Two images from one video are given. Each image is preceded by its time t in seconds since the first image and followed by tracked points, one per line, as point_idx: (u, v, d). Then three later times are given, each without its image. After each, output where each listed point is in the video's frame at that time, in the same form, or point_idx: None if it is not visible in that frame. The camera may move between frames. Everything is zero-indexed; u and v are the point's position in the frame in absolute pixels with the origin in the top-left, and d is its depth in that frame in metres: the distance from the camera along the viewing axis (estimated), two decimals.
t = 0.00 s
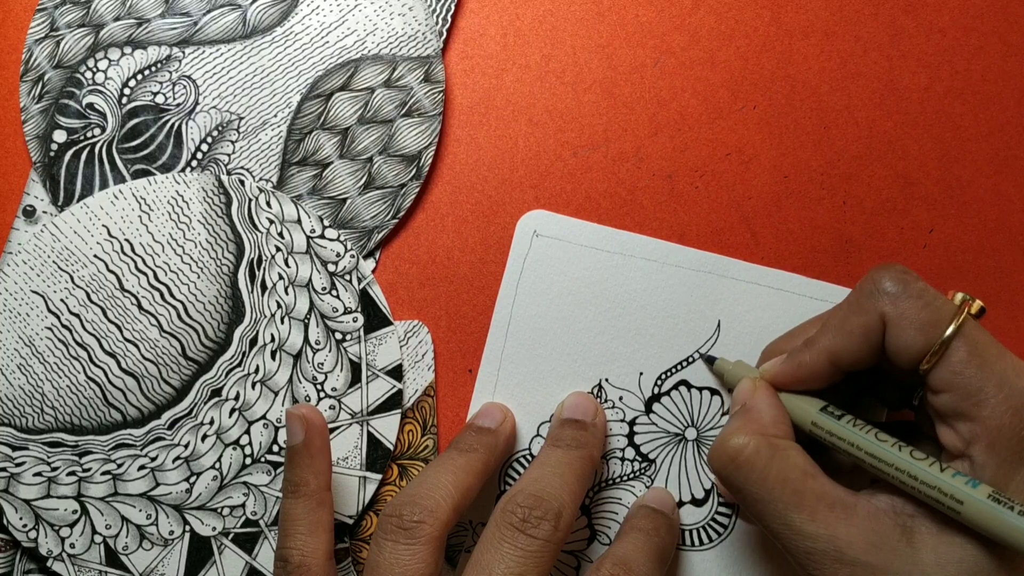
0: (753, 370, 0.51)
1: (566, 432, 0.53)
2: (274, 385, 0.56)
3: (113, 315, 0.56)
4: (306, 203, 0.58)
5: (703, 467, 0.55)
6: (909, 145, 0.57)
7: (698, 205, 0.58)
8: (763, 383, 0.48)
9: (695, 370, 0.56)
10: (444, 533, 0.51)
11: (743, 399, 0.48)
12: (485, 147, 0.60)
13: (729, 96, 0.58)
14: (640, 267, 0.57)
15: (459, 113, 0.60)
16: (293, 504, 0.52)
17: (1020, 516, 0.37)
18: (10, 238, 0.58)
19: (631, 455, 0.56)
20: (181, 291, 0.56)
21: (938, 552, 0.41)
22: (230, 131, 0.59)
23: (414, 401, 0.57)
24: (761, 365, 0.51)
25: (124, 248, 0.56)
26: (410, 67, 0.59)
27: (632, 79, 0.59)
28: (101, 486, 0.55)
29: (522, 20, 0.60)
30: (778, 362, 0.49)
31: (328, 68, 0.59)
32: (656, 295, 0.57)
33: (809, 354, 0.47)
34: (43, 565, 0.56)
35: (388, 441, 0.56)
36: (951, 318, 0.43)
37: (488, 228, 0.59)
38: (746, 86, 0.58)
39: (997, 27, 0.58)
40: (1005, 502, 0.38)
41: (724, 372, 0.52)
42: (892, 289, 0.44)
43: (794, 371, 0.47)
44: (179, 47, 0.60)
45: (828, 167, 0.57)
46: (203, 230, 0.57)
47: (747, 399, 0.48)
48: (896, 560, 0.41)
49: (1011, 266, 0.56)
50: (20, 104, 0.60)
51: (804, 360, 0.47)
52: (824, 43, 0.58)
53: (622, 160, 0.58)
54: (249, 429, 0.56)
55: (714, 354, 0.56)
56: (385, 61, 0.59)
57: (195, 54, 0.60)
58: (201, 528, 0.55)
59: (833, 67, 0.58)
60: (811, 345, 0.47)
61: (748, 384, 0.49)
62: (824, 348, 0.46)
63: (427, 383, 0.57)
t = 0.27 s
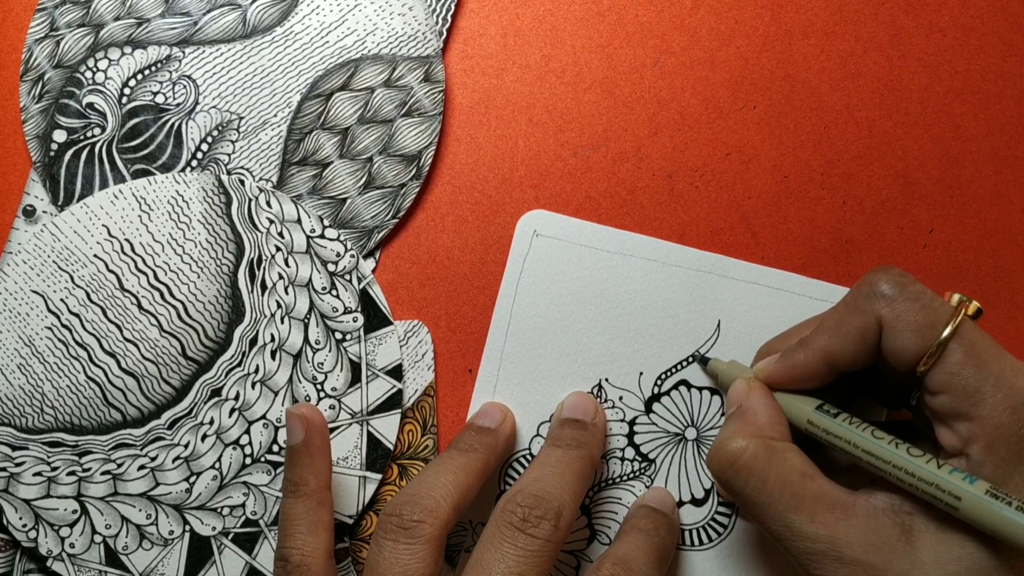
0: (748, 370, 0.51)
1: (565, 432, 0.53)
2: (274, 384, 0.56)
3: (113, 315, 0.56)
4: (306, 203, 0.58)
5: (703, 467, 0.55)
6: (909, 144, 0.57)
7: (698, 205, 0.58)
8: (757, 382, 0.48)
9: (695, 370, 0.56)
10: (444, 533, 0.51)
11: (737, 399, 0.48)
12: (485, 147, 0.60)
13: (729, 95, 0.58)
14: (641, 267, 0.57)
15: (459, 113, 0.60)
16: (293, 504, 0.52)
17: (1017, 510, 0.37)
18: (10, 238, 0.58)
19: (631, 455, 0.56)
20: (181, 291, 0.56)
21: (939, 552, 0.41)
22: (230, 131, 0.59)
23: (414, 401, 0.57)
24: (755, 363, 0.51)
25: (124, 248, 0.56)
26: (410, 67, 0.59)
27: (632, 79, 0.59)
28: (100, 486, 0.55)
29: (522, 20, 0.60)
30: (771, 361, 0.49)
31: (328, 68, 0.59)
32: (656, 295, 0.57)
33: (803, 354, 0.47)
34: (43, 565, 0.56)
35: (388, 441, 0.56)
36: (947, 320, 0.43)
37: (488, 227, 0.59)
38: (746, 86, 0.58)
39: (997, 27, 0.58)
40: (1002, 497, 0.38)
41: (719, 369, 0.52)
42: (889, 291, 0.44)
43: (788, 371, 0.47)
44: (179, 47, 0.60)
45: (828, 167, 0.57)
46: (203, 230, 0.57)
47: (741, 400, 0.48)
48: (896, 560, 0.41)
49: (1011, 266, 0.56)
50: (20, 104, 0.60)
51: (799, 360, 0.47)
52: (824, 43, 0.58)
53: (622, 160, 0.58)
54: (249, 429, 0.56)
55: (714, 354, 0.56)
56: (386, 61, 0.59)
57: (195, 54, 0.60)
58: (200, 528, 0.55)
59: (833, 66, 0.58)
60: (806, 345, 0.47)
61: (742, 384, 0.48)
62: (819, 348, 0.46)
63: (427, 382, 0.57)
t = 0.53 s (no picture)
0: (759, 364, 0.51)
1: (565, 431, 0.53)
2: (274, 384, 0.56)
3: (113, 315, 0.56)
4: (305, 203, 0.58)
5: (703, 467, 0.55)
6: (909, 144, 0.57)
7: (698, 204, 0.58)
8: (769, 377, 0.48)
9: (695, 370, 0.56)
10: (444, 532, 0.51)
11: (749, 392, 0.48)
12: (485, 147, 0.60)
13: (729, 95, 0.58)
14: (640, 267, 0.57)
15: (459, 112, 0.60)
16: (293, 503, 0.52)
17: None
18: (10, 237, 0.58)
19: (631, 455, 0.56)
20: (180, 291, 0.56)
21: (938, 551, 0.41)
22: (230, 130, 0.59)
23: (414, 400, 0.57)
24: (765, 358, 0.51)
25: (124, 247, 0.56)
26: (409, 67, 0.59)
27: (632, 78, 0.59)
28: (100, 485, 0.55)
29: (522, 20, 0.60)
30: (783, 356, 0.48)
31: (328, 67, 0.59)
32: (656, 294, 0.57)
33: (816, 350, 0.47)
34: (43, 564, 0.56)
35: (388, 440, 0.56)
36: (965, 321, 0.43)
37: (488, 227, 0.59)
38: (746, 86, 0.58)
39: (996, 27, 0.58)
40: (1014, 498, 0.38)
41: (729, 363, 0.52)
42: (907, 290, 0.44)
43: (801, 366, 0.47)
44: (179, 47, 0.60)
45: (828, 166, 0.57)
46: (203, 229, 0.57)
47: (752, 394, 0.48)
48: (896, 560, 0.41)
49: (1011, 265, 0.56)
50: (19, 103, 0.60)
51: (811, 356, 0.47)
52: (823, 43, 0.58)
53: (622, 160, 0.58)
54: (249, 428, 0.56)
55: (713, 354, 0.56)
56: (385, 61, 0.59)
57: (195, 53, 0.60)
58: (200, 527, 0.55)
59: (833, 66, 0.58)
60: (819, 341, 0.47)
61: (754, 377, 0.49)
62: (834, 344, 0.46)
63: (427, 382, 0.57)
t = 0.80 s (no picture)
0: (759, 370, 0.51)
1: (565, 432, 0.53)
2: (274, 385, 0.56)
3: (113, 315, 0.56)
4: (305, 203, 0.58)
5: (702, 467, 0.55)
6: (908, 145, 0.57)
7: (697, 205, 0.58)
8: (767, 381, 0.48)
9: (694, 371, 0.56)
10: (444, 533, 0.51)
11: (746, 395, 0.48)
12: (485, 147, 0.60)
13: (729, 96, 0.58)
14: (640, 268, 0.57)
15: (459, 113, 0.60)
16: (293, 504, 0.52)
17: None
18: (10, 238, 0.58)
19: (631, 455, 0.56)
20: (180, 291, 0.56)
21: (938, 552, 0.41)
22: (230, 131, 0.59)
23: (414, 401, 0.57)
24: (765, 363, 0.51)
25: (123, 248, 0.56)
26: (409, 67, 0.59)
27: (632, 79, 0.59)
28: (100, 486, 0.55)
29: (521, 21, 0.60)
30: (782, 361, 0.48)
31: (328, 68, 0.59)
32: (655, 295, 0.57)
33: (813, 354, 0.47)
34: (43, 565, 0.56)
35: (388, 441, 0.56)
36: (957, 317, 0.43)
37: (488, 228, 0.59)
38: (746, 86, 0.58)
39: (996, 28, 0.58)
40: (1010, 501, 0.38)
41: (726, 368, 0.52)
42: (898, 289, 0.45)
43: (798, 370, 0.47)
44: (179, 47, 0.60)
45: (828, 167, 0.57)
46: (203, 230, 0.57)
47: (750, 397, 0.48)
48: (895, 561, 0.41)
49: (1011, 266, 0.56)
50: (19, 104, 0.60)
51: (809, 360, 0.47)
52: (823, 44, 0.58)
53: (622, 160, 0.58)
54: (249, 429, 0.56)
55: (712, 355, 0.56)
56: (385, 61, 0.59)
57: (195, 54, 0.60)
58: (200, 528, 0.55)
59: (833, 67, 0.58)
60: (816, 345, 0.47)
61: (752, 381, 0.49)
62: (829, 347, 0.46)
63: (427, 383, 0.58)
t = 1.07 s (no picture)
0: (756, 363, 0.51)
1: (565, 432, 0.53)
2: (274, 385, 0.56)
3: (112, 315, 0.56)
4: (305, 203, 0.58)
5: (702, 467, 0.55)
6: (908, 145, 0.57)
7: (697, 205, 0.58)
8: (766, 376, 0.48)
9: (694, 370, 0.56)
10: (444, 533, 0.51)
11: (747, 391, 0.48)
12: (485, 147, 0.60)
13: (729, 96, 0.58)
14: (640, 267, 0.57)
15: (459, 113, 0.60)
16: (294, 505, 0.52)
17: None
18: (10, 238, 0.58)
19: (631, 455, 0.56)
20: (180, 291, 0.56)
21: (939, 553, 0.41)
22: (230, 131, 0.59)
23: (414, 401, 0.57)
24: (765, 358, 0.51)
25: (123, 248, 0.56)
26: (409, 67, 0.59)
27: (632, 79, 0.59)
28: (100, 486, 0.55)
29: (521, 21, 0.60)
30: (780, 355, 0.49)
31: (328, 68, 0.59)
32: (656, 295, 0.57)
33: (813, 350, 0.47)
34: (43, 565, 0.56)
35: (388, 441, 0.56)
36: (960, 318, 0.43)
37: (488, 228, 0.59)
38: (746, 86, 0.58)
39: (996, 27, 0.58)
40: (1010, 495, 0.38)
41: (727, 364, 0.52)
42: (902, 288, 0.45)
43: (799, 367, 0.47)
44: (179, 47, 0.60)
45: (828, 167, 0.57)
46: (203, 230, 0.57)
47: (750, 392, 0.48)
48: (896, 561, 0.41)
49: (1011, 266, 0.56)
50: (19, 104, 0.60)
51: (809, 356, 0.47)
52: (823, 43, 0.58)
53: (622, 160, 0.58)
54: (248, 429, 0.56)
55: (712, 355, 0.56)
56: (385, 61, 0.59)
57: (195, 54, 0.60)
58: (200, 528, 0.55)
59: (833, 67, 0.58)
60: (816, 341, 0.47)
61: (751, 376, 0.49)
62: (830, 344, 0.46)
63: (427, 383, 0.57)
